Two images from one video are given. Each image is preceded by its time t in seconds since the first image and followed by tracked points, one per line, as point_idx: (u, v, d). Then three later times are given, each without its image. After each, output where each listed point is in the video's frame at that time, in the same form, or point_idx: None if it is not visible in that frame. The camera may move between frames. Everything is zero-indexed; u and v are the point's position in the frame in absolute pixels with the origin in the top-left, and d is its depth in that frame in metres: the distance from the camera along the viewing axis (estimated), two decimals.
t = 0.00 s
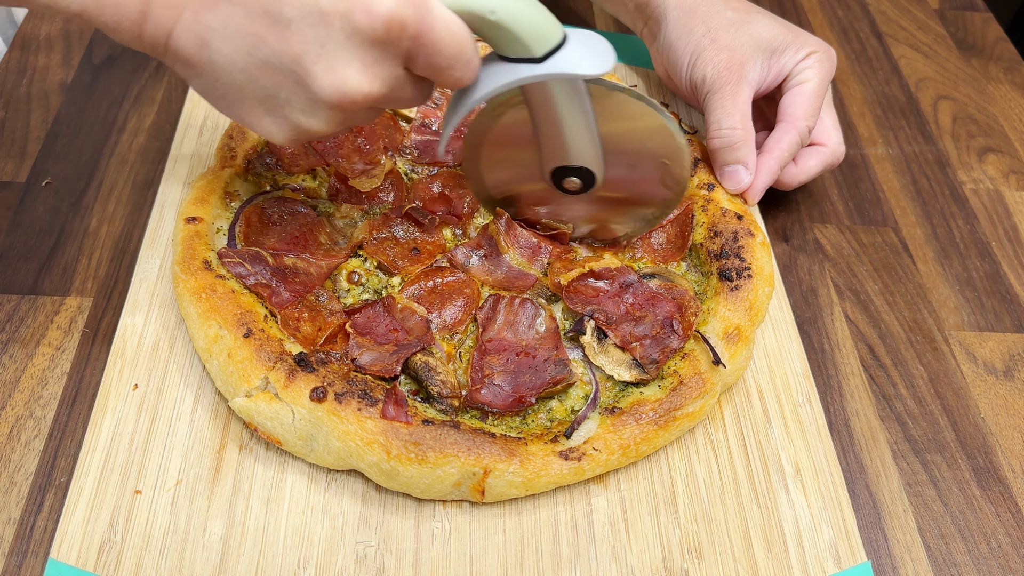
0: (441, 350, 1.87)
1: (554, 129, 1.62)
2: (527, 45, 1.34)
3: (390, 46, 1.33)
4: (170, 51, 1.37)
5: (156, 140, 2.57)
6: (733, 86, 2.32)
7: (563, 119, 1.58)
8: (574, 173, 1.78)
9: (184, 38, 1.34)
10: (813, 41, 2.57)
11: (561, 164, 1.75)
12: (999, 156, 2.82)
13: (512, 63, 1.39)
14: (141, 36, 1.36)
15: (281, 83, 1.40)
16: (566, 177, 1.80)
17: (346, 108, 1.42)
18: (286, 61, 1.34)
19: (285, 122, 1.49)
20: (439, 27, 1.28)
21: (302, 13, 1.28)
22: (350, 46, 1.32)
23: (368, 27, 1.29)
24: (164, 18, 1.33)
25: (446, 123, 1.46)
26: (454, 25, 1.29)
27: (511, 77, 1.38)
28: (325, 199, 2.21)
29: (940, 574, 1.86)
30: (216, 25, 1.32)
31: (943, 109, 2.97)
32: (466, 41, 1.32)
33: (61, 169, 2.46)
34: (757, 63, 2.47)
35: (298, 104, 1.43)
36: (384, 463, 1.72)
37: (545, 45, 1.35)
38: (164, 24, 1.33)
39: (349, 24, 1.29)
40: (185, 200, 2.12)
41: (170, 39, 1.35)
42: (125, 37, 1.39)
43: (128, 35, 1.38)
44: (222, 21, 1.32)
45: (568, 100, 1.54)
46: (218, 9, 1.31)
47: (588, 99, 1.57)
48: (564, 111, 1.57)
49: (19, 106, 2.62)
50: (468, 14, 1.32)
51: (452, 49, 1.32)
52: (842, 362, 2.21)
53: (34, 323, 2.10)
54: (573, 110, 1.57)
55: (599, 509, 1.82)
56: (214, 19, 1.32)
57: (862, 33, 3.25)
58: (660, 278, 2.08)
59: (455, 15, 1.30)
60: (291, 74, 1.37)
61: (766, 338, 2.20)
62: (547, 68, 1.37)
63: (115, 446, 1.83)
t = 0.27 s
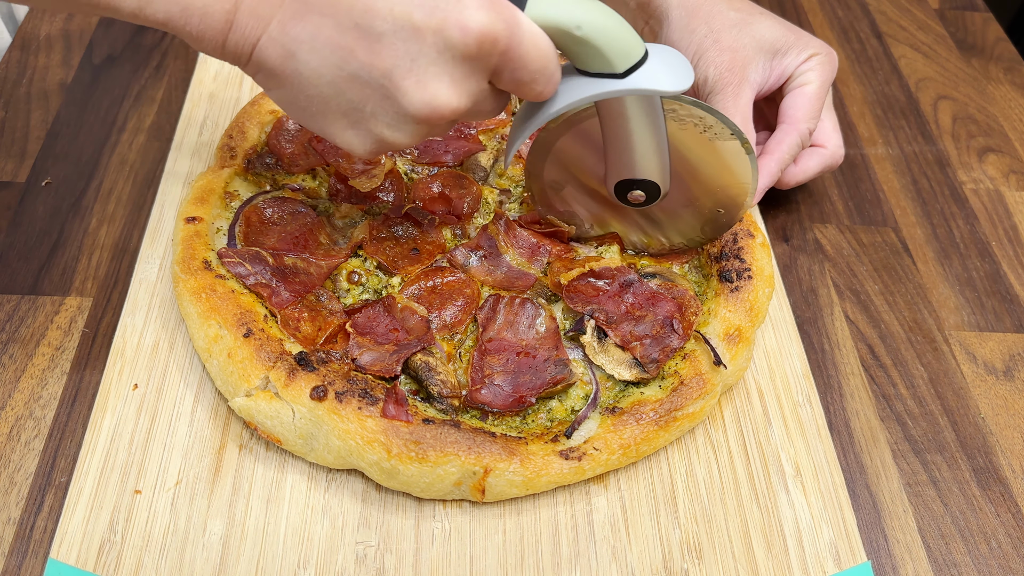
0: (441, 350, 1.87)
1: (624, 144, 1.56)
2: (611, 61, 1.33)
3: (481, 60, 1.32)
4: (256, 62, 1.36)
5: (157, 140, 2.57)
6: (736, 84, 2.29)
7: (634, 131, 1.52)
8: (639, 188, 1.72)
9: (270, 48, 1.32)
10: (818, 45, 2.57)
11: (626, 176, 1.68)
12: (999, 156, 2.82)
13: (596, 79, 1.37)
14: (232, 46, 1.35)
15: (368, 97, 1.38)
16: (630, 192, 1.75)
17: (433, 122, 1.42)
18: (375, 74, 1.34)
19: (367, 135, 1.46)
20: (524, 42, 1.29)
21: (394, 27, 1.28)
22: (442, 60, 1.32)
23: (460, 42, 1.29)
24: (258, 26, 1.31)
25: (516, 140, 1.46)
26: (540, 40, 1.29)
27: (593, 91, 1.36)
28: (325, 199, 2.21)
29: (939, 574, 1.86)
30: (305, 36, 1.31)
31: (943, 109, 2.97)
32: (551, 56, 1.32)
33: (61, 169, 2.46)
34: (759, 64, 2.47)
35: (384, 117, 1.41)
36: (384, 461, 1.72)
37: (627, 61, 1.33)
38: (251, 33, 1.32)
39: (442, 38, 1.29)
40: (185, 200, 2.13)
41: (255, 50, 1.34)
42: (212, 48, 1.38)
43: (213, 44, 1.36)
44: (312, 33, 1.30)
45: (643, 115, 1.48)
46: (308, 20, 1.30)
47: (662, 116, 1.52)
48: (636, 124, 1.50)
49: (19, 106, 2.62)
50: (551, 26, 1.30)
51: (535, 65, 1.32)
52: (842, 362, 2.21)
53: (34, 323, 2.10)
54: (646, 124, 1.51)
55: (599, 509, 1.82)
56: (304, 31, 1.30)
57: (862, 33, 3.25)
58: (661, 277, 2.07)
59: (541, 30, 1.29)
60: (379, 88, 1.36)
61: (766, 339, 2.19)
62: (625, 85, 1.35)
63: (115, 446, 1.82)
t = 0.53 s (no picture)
0: (441, 350, 1.87)
1: (633, 146, 1.59)
2: (624, 65, 1.38)
3: (494, 62, 1.33)
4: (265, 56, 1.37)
5: (156, 140, 2.57)
6: (738, 89, 2.25)
7: (643, 137, 1.55)
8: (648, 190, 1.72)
9: (282, 44, 1.34)
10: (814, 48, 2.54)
11: (632, 179, 1.69)
12: (999, 156, 2.82)
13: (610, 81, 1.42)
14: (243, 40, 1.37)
15: (381, 95, 1.38)
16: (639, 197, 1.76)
17: (446, 124, 1.41)
18: (389, 73, 1.34)
19: (379, 134, 1.45)
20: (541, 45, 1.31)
21: (409, 26, 1.29)
22: (457, 62, 1.33)
23: (476, 43, 1.29)
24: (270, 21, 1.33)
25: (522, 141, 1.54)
26: (555, 42, 1.32)
27: (606, 94, 1.42)
28: (325, 199, 2.21)
29: (940, 574, 1.86)
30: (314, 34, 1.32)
31: (943, 109, 2.97)
32: (564, 58, 1.36)
33: (61, 169, 2.46)
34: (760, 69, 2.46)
35: (396, 117, 1.41)
36: (385, 460, 1.72)
37: (640, 65, 1.39)
38: (262, 29, 1.33)
39: (457, 39, 1.30)
40: (185, 200, 2.13)
41: (266, 45, 1.35)
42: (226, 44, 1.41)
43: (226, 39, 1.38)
44: (324, 29, 1.32)
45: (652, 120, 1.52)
46: (321, 17, 1.31)
47: (672, 121, 1.55)
48: (645, 128, 1.53)
49: (19, 106, 2.62)
50: (566, 29, 1.34)
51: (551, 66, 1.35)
52: (842, 362, 2.21)
53: (34, 323, 2.10)
54: (656, 129, 1.54)
55: (599, 509, 1.82)
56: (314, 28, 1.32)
57: (863, 33, 3.25)
58: (661, 277, 2.08)
59: (556, 33, 1.33)
60: (393, 87, 1.36)
61: (766, 339, 2.19)
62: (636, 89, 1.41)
63: (115, 446, 1.82)
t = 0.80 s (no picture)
0: (441, 349, 1.88)
1: (646, 148, 1.53)
2: (640, 63, 1.32)
3: (513, 61, 1.31)
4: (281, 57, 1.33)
5: (156, 140, 2.57)
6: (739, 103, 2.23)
7: (657, 140, 1.50)
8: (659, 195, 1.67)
9: (301, 46, 1.30)
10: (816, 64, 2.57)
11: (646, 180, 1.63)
12: (999, 156, 2.82)
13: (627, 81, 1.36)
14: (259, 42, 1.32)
15: (400, 96, 1.35)
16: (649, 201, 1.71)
17: (465, 124, 1.40)
18: (408, 74, 1.31)
19: (397, 135, 1.43)
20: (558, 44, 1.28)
21: (429, 26, 1.27)
22: (477, 60, 1.31)
23: (497, 41, 1.27)
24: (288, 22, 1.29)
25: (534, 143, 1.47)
26: (573, 40, 1.29)
27: (620, 93, 1.35)
28: (325, 199, 2.21)
29: (940, 574, 1.86)
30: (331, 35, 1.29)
31: (943, 109, 2.97)
32: (582, 57, 1.31)
33: (61, 169, 2.46)
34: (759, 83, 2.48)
35: (416, 118, 1.39)
36: (386, 458, 1.72)
37: (658, 64, 1.33)
38: (281, 30, 1.29)
39: (478, 38, 1.28)
40: (185, 200, 2.13)
41: (285, 47, 1.31)
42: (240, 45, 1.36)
43: (241, 41, 1.33)
44: (344, 30, 1.28)
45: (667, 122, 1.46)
46: (341, 18, 1.28)
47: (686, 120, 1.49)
48: (658, 129, 1.48)
49: (19, 106, 2.61)
50: (583, 28, 1.30)
51: (565, 65, 1.31)
52: (842, 362, 2.21)
53: (34, 323, 2.10)
54: (669, 129, 1.48)
55: (599, 509, 1.82)
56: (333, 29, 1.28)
57: (863, 33, 3.25)
58: (662, 277, 2.07)
59: (574, 32, 1.29)
60: (412, 88, 1.34)
61: (766, 339, 2.19)
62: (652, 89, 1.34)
63: (115, 446, 1.82)
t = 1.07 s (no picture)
0: (441, 348, 1.87)
1: (675, 146, 1.57)
2: (676, 66, 1.36)
3: (552, 67, 1.30)
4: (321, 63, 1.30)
5: (157, 140, 2.57)
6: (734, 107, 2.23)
7: (688, 139, 1.54)
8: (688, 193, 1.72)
9: (340, 54, 1.28)
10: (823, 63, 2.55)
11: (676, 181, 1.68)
12: (999, 156, 2.82)
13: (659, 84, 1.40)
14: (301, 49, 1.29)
15: (440, 103, 1.33)
16: (674, 198, 1.75)
17: (503, 130, 1.39)
18: (448, 81, 1.30)
19: (436, 142, 1.41)
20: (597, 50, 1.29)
21: (469, 33, 1.25)
22: (517, 67, 1.29)
23: (536, 48, 1.26)
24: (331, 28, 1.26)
25: (568, 147, 1.52)
26: (611, 45, 1.30)
27: (658, 96, 1.39)
28: (325, 199, 2.20)
29: (940, 574, 1.86)
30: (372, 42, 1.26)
31: (943, 109, 2.97)
32: (619, 61, 1.33)
33: (61, 168, 2.46)
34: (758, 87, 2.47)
35: (454, 124, 1.37)
36: (385, 455, 1.72)
37: (693, 67, 1.37)
38: (321, 39, 1.27)
39: (518, 44, 1.27)
40: (185, 200, 2.12)
41: (324, 55, 1.29)
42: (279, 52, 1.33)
43: (281, 49, 1.31)
44: (385, 38, 1.26)
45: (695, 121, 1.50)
46: (382, 25, 1.25)
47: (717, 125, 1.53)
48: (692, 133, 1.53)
49: (19, 106, 2.61)
50: (620, 32, 1.32)
51: (604, 70, 1.32)
52: (842, 362, 2.21)
53: (34, 323, 2.10)
54: (701, 132, 1.53)
55: (599, 509, 1.82)
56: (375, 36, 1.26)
57: (863, 33, 3.25)
58: (663, 277, 2.06)
59: (609, 36, 1.30)
60: (452, 95, 1.32)
61: (766, 339, 2.19)
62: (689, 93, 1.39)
63: (115, 446, 1.82)
